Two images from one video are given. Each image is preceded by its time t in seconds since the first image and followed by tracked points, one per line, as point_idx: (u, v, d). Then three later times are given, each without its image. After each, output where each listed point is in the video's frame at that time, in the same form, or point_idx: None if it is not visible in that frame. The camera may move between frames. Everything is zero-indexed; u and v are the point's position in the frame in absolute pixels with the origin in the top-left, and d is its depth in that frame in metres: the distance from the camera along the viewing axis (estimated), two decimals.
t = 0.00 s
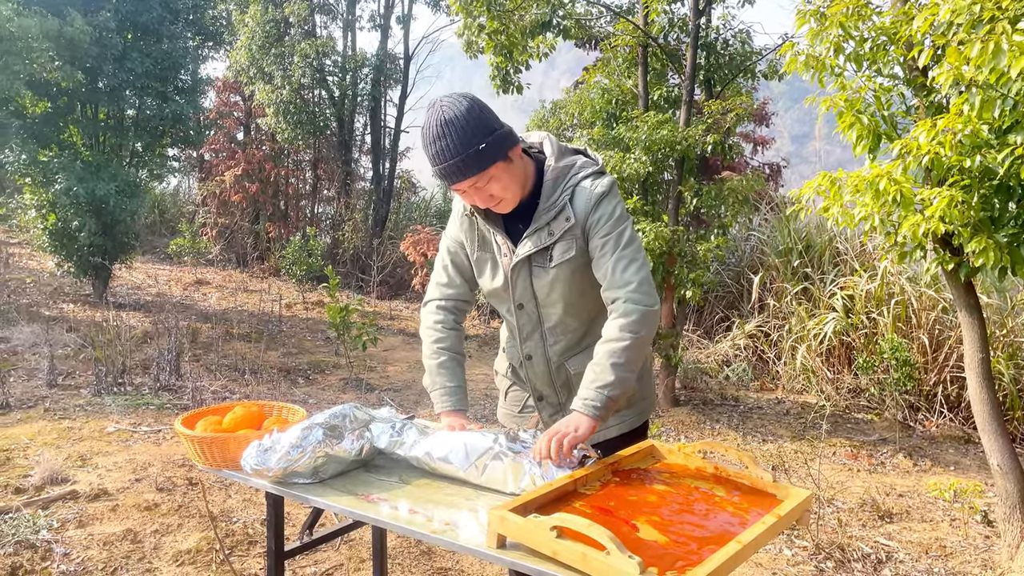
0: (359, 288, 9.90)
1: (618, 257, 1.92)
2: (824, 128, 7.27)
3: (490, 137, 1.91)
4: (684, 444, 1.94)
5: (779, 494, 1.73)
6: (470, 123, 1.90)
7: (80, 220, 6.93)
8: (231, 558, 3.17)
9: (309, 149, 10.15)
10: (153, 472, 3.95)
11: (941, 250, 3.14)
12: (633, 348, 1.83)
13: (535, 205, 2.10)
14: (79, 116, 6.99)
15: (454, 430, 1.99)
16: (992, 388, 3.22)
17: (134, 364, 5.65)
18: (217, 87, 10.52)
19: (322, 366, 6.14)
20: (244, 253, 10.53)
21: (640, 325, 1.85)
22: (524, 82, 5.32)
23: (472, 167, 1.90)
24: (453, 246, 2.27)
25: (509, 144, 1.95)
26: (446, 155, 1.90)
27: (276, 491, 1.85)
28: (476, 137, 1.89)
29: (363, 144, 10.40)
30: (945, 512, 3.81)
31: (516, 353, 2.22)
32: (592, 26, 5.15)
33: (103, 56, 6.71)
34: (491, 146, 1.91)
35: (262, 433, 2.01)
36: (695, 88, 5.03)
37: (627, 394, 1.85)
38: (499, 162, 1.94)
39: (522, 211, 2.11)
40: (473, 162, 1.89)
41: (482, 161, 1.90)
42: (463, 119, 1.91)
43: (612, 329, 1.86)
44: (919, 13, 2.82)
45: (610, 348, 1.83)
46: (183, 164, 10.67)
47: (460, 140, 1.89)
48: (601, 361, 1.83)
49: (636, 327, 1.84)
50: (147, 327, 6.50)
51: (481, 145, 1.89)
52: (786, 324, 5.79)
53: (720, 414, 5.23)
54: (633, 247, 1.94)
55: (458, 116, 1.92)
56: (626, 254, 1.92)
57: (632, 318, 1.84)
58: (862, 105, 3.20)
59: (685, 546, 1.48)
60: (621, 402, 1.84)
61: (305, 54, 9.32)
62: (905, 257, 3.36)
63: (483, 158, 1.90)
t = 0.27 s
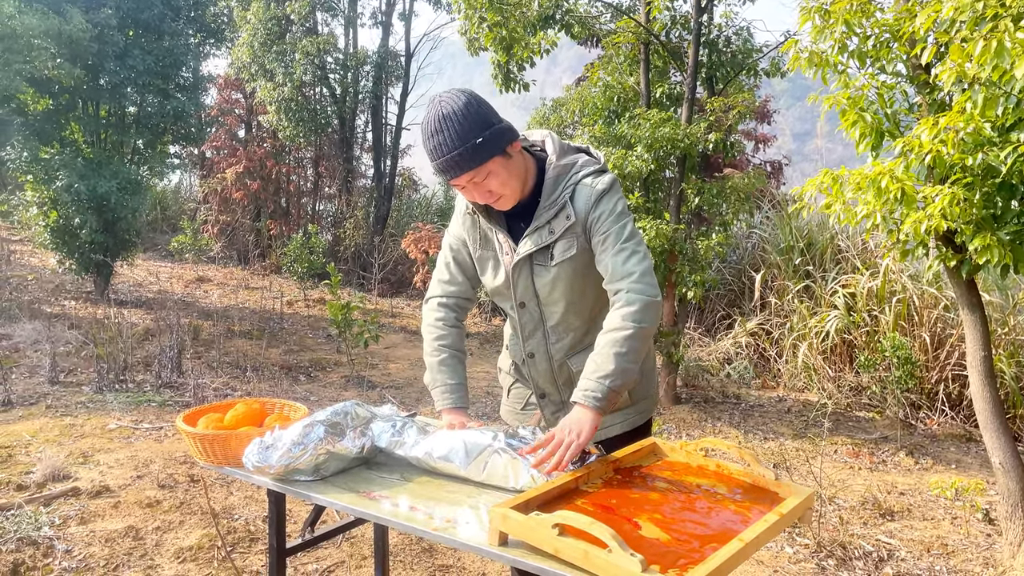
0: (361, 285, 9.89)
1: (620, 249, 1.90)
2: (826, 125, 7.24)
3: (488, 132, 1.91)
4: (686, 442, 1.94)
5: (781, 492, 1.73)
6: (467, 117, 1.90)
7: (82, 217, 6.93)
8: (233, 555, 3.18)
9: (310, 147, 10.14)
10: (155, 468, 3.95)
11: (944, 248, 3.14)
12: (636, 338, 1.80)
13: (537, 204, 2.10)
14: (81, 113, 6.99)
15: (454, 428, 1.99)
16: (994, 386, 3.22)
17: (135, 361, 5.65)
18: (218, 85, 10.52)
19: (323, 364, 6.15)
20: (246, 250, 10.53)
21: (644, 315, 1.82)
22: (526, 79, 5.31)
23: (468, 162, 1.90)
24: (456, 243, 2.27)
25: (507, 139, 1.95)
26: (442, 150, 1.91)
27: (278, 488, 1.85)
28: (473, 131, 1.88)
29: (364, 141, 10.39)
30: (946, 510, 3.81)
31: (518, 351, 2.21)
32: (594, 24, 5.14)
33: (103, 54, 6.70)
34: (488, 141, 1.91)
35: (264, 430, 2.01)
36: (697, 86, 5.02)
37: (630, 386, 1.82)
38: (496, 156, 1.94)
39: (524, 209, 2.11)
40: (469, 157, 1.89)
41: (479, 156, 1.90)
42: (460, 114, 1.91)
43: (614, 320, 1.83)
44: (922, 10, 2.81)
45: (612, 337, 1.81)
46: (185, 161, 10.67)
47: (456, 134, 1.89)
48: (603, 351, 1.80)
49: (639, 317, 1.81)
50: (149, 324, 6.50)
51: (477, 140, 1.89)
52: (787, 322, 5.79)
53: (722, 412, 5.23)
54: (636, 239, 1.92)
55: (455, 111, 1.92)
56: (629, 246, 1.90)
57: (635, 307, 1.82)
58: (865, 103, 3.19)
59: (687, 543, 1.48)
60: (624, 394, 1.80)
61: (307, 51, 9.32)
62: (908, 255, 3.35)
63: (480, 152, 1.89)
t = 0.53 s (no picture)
0: (361, 283, 9.89)
1: (620, 254, 1.89)
2: (827, 123, 7.23)
3: (483, 142, 1.91)
4: (686, 440, 1.94)
5: (781, 490, 1.73)
6: (463, 129, 1.90)
7: (83, 214, 6.92)
8: (234, 552, 3.18)
9: (311, 144, 10.14)
10: (156, 466, 3.96)
11: (945, 246, 3.14)
12: (639, 343, 1.79)
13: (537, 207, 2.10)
14: (82, 110, 6.99)
15: (456, 426, 1.99)
16: (995, 384, 3.22)
17: (136, 359, 5.65)
18: (219, 82, 10.51)
19: (324, 361, 6.15)
20: (247, 248, 10.53)
21: (646, 321, 1.80)
22: (527, 76, 5.31)
23: (465, 175, 1.91)
24: (458, 244, 2.28)
25: (504, 147, 1.95)
26: (439, 164, 1.92)
27: (279, 486, 1.85)
28: (469, 143, 1.89)
29: (365, 139, 10.39)
30: (947, 508, 3.81)
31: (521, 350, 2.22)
32: (595, 22, 5.14)
33: (105, 51, 6.69)
34: (485, 151, 1.91)
35: (265, 428, 2.01)
36: (698, 83, 5.02)
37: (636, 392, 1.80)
38: (493, 166, 1.94)
39: (524, 212, 2.11)
40: (466, 170, 1.90)
41: (476, 167, 1.90)
42: (455, 126, 1.91)
43: (617, 326, 1.82)
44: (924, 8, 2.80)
45: (614, 344, 1.80)
46: (185, 159, 10.67)
47: (452, 147, 1.90)
48: (607, 358, 1.79)
49: (642, 322, 1.80)
50: (150, 321, 6.50)
51: (473, 152, 1.89)
52: (788, 320, 5.79)
53: (722, 410, 5.23)
54: (637, 243, 1.90)
55: (450, 123, 1.92)
56: (630, 251, 1.89)
57: (637, 313, 1.80)
58: (866, 101, 3.19)
59: (687, 542, 1.48)
60: (629, 400, 1.79)
61: (308, 48, 9.31)
62: (909, 253, 3.35)
63: (476, 163, 1.90)
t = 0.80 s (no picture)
0: (362, 281, 9.88)
1: (625, 255, 1.89)
2: (828, 120, 7.21)
3: (487, 139, 1.90)
4: (686, 438, 1.94)
5: (781, 489, 1.73)
6: (467, 126, 1.90)
7: (84, 211, 6.91)
8: (234, 550, 3.18)
9: (312, 142, 10.13)
10: (156, 464, 3.96)
11: (946, 245, 3.13)
12: (641, 346, 1.81)
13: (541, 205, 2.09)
14: (82, 108, 6.98)
15: (456, 424, 1.99)
16: (995, 383, 3.22)
17: (136, 356, 5.66)
18: (220, 79, 10.51)
19: (325, 359, 6.15)
20: (247, 245, 10.53)
21: (649, 324, 1.81)
22: (527, 74, 5.30)
23: (469, 171, 1.90)
24: (461, 242, 2.27)
25: (508, 145, 1.95)
26: (443, 161, 1.92)
27: (279, 484, 1.85)
28: (473, 139, 1.88)
29: (365, 137, 10.38)
30: (947, 506, 3.81)
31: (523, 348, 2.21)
32: (596, 20, 5.14)
33: (105, 48, 6.69)
34: (489, 148, 1.90)
35: (265, 426, 2.01)
36: (699, 81, 5.01)
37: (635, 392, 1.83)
38: (497, 163, 1.93)
39: (528, 211, 2.10)
40: (469, 166, 1.89)
41: (480, 164, 1.90)
42: (459, 122, 1.91)
43: (619, 326, 1.83)
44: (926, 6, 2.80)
45: (617, 345, 1.81)
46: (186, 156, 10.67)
47: (456, 144, 1.89)
48: (608, 358, 1.81)
49: (645, 325, 1.81)
50: (150, 319, 6.50)
51: (477, 148, 1.89)
52: (789, 318, 5.79)
53: (723, 408, 5.23)
54: (642, 245, 1.91)
55: (455, 119, 1.92)
56: (635, 253, 1.89)
57: (641, 315, 1.81)
58: (867, 99, 3.18)
59: (687, 540, 1.48)
60: (628, 400, 1.81)
61: (308, 46, 9.31)
62: (910, 251, 3.34)
63: (480, 160, 1.89)
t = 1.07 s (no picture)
0: (362, 279, 9.88)
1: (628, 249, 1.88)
2: (829, 118, 7.20)
3: (486, 128, 1.90)
4: (687, 437, 1.93)
5: (782, 487, 1.72)
6: (466, 115, 1.90)
7: (84, 208, 6.90)
8: (234, 548, 3.18)
9: (312, 140, 10.12)
10: (156, 461, 3.96)
11: (948, 243, 3.12)
12: (647, 342, 1.80)
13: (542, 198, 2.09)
14: (82, 105, 6.97)
15: (457, 423, 1.99)
16: (997, 381, 3.21)
17: (137, 354, 5.66)
18: (220, 77, 10.51)
19: (325, 357, 6.15)
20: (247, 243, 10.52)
21: (655, 319, 1.81)
22: (528, 72, 5.30)
23: (469, 159, 1.90)
24: (461, 238, 2.27)
25: (508, 134, 1.94)
26: (443, 149, 1.91)
27: (279, 482, 1.85)
28: (473, 127, 1.88)
29: (366, 134, 10.36)
30: (947, 504, 3.80)
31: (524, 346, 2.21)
32: (597, 18, 5.13)
33: (105, 45, 6.68)
34: (489, 136, 1.90)
35: (265, 424, 2.01)
36: (700, 78, 5.00)
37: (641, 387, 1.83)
38: (496, 151, 1.93)
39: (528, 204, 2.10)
40: (469, 154, 1.89)
41: (480, 151, 1.90)
42: (458, 111, 1.91)
43: (625, 322, 1.83)
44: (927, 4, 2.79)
45: (623, 341, 1.80)
46: (186, 154, 10.67)
47: (455, 133, 1.89)
48: (616, 355, 1.80)
49: (651, 320, 1.81)
50: (150, 317, 6.50)
51: (476, 136, 1.89)
52: (790, 315, 5.78)
53: (723, 406, 5.23)
54: (645, 239, 1.91)
55: (453, 108, 1.92)
56: (639, 246, 1.89)
57: (647, 310, 1.80)
58: (868, 97, 3.17)
59: (688, 539, 1.48)
60: (634, 395, 1.81)
61: (309, 43, 9.31)
62: (911, 249, 3.34)
63: (479, 148, 1.89)
